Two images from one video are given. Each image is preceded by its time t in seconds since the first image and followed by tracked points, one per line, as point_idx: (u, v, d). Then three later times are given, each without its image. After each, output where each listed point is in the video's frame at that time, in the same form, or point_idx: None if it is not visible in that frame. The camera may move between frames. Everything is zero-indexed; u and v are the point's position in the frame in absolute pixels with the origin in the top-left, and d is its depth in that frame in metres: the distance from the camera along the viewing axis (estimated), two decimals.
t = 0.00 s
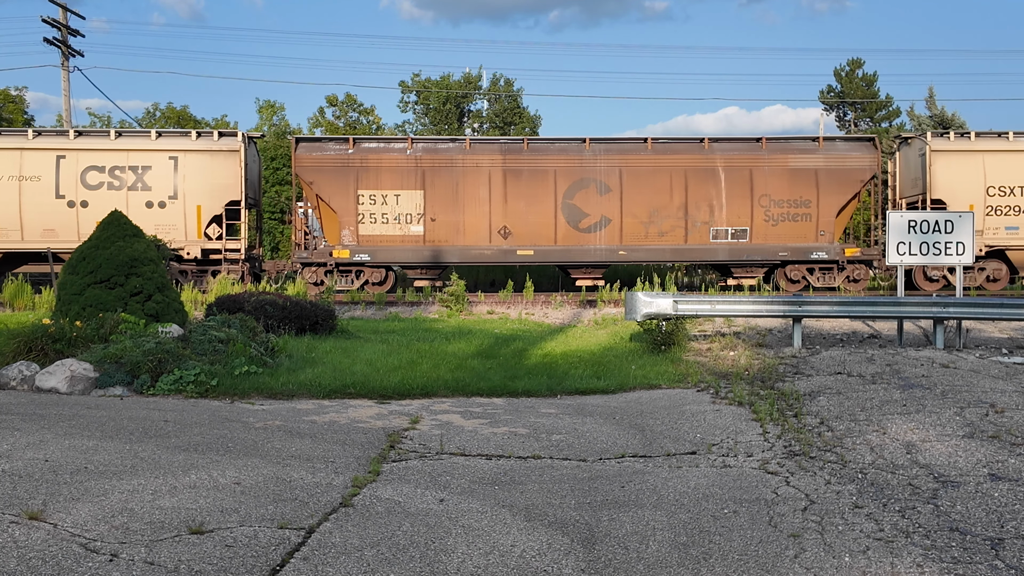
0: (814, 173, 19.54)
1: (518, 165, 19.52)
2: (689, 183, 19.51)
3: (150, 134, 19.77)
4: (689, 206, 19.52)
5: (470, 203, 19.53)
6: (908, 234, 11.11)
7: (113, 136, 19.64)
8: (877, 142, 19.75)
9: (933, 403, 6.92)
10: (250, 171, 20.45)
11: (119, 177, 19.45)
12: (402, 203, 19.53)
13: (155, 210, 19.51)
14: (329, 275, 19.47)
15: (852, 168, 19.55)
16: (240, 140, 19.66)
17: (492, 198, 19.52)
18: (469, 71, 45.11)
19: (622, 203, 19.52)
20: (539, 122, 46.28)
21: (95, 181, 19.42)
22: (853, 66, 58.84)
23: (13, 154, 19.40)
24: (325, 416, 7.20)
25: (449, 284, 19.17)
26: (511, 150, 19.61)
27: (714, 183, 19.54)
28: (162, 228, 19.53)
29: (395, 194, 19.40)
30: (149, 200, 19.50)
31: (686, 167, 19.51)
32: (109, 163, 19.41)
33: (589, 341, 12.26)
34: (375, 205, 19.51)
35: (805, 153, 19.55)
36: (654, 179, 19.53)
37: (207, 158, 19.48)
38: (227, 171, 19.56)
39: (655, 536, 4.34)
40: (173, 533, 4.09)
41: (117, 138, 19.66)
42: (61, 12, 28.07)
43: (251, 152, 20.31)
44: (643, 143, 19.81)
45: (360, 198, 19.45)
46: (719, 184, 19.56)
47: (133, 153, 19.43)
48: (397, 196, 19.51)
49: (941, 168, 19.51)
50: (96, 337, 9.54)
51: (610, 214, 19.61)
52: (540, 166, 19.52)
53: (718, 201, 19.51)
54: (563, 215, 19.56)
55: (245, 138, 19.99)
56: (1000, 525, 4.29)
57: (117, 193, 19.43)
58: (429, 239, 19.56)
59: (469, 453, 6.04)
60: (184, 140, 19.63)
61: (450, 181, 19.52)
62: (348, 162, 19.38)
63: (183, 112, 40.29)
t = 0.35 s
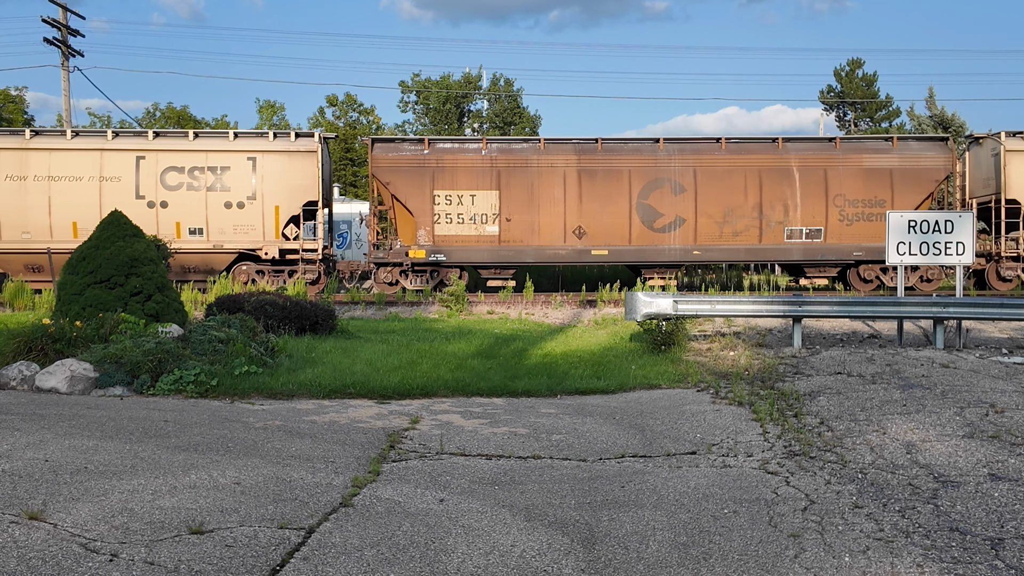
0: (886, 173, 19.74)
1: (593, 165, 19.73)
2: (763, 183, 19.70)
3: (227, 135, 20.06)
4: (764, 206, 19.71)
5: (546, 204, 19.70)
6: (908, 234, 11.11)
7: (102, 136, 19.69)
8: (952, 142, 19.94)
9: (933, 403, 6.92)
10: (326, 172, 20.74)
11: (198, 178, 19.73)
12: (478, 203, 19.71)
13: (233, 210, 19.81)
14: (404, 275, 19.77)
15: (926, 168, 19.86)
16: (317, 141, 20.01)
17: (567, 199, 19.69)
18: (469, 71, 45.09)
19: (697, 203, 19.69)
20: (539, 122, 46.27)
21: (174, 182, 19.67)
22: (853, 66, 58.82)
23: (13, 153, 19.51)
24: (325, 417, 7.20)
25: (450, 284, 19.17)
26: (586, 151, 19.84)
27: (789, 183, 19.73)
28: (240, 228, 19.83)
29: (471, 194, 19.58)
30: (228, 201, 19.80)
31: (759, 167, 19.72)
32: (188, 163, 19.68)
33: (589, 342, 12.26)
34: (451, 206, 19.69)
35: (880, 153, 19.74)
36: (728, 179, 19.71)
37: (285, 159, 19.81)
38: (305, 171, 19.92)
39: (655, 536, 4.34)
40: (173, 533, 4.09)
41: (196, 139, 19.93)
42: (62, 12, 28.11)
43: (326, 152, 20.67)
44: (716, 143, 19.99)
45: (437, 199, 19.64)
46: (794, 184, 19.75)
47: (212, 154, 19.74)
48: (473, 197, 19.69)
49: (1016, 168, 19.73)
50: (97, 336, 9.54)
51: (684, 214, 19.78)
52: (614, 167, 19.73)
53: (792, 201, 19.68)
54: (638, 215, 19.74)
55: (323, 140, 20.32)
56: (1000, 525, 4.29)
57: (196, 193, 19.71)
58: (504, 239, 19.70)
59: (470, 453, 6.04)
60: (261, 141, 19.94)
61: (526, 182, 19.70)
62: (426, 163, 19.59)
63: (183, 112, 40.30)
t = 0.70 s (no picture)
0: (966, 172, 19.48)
1: (674, 165, 19.59)
2: (845, 183, 19.51)
3: (311, 136, 20.03)
4: (846, 205, 19.53)
5: (627, 203, 19.57)
6: (908, 234, 11.10)
7: (87, 136, 19.62)
8: None
9: (933, 403, 6.91)
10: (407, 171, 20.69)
11: (285, 179, 19.69)
12: (560, 203, 19.59)
13: (319, 210, 19.74)
14: (487, 275, 19.62)
15: (1009, 168, 19.48)
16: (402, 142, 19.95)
17: (649, 199, 19.55)
18: (469, 71, 45.07)
19: (779, 202, 19.54)
20: (539, 122, 46.27)
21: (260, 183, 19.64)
22: (853, 66, 58.82)
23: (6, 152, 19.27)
24: (325, 417, 7.20)
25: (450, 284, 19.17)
26: (668, 150, 19.72)
27: (871, 182, 19.52)
28: (326, 228, 19.77)
29: (554, 194, 19.45)
30: (313, 201, 19.75)
31: (842, 166, 19.53)
32: (274, 164, 19.67)
33: (589, 342, 12.26)
34: (533, 206, 19.57)
35: (963, 153, 19.47)
36: (810, 179, 19.54)
37: (370, 159, 19.75)
38: (389, 172, 19.88)
39: (655, 536, 4.34)
40: (173, 533, 4.09)
41: (280, 139, 19.89)
42: (61, 12, 28.13)
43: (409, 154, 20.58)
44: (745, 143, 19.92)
45: (519, 199, 19.53)
46: (877, 184, 19.54)
47: (297, 155, 19.71)
48: (555, 197, 19.57)
49: None
50: (96, 336, 9.53)
51: (767, 214, 19.65)
52: (696, 166, 19.59)
53: (875, 201, 19.50)
54: (719, 215, 19.60)
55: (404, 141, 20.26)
56: (1000, 525, 4.29)
57: (283, 194, 19.67)
58: (586, 239, 19.61)
59: (469, 453, 6.04)
60: (346, 142, 19.91)
61: (607, 182, 19.58)
62: (507, 163, 19.51)
63: (183, 112, 40.32)
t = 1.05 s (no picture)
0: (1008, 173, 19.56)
1: (749, 165, 19.67)
2: (920, 183, 19.52)
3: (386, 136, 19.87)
4: (922, 205, 19.51)
5: (702, 202, 19.57)
6: (908, 234, 11.10)
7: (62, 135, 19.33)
8: None
9: (933, 403, 6.91)
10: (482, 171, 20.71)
11: (361, 179, 19.54)
12: (635, 202, 19.61)
13: (396, 210, 19.56)
14: (563, 274, 19.74)
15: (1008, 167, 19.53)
16: (476, 142, 19.82)
17: (723, 198, 19.57)
18: (469, 72, 45.09)
19: (854, 201, 19.53)
20: (539, 122, 46.28)
21: (338, 183, 19.50)
22: (853, 67, 58.83)
23: None
24: (325, 416, 7.20)
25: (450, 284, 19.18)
26: (742, 151, 19.81)
27: (946, 182, 19.50)
28: (402, 228, 19.59)
29: (629, 193, 19.49)
30: (390, 201, 19.57)
31: (916, 166, 19.57)
32: (352, 164, 19.52)
33: (589, 341, 12.25)
34: (608, 205, 19.61)
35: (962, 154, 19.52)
36: (885, 178, 19.57)
37: (446, 159, 19.59)
38: (464, 172, 19.71)
39: (655, 536, 4.34)
40: (173, 533, 4.09)
41: (356, 140, 19.74)
42: (61, 12, 28.14)
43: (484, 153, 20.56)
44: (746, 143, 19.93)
45: (593, 199, 19.58)
46: (951, 183, 19.52)
47: (373, 155, 19.56)
48: (630, 196, 19.60)
49: None
50: (96, 336, 9.53)
51: (841, 213, 19.64)
52: (770, 166, 19.65)
53: (951, 200, 19.46)
54: (794, 214, 19.60)
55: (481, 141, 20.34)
56: (1000, 525, 4.29)
57: (359, 194, 19.51)
58: (660, 238, 19.61)
59: (469, 453, 6.04)
60: (421, 142, 19.76)
61: (682, 181, 19.61)
62: (582, 163, 19.63)
63: (183, 112, 40.33)
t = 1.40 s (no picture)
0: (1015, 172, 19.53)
1: (831, 164, 19.56)
2: (1002, 182, 19.41)
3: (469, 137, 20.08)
4: (1003, 204, 19.43)
5: (784, 202, 19.53)
6: (908, 234, 11.11)
7: (57, 136, 19.36)
8: None
9: (933, 403, 6.91)
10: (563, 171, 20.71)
11: (445, 179, 19.77)
12: (716, 202, 19.54)
13: (479, 210, 19.78)
14: (642, 274, 19.77)
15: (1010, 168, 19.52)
16: (558, 142, 20.01)
17: (805, 197, 19.53)
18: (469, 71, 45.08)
19: (938, 200, 19.39)
20: (539, 122, 46.28)
21: (422, 183, 19.74)
22: (853, 66, 58.84)
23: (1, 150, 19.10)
24: (325, 416, 7.20)
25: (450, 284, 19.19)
26: (795, 151, 19.71)
27: None
28: (484, 228, 19.79)
29: (711, 193, 19.41)
30: (473, 201, 19.79)
31: (998, 166, 19.43)
32: (435, 164, 19.73)
33: (589, 341, 12.24)
34: (690, 205, 19.54)
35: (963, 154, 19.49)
36: (967, 177, 19.45)
37: (528, 159, 19.77)
38: (548, 172, 19.90)
39: (655, 536, 4.34)
40: (173, 533, 4.09)
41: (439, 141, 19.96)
42: (61, 12, 28.15)
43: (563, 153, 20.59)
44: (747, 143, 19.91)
45: (676, 198, 19.51)
46: None
47: (456, 155, 19.77)
48: (712, 196, 19.52)
49: None
50: (96, 336, 9.53)
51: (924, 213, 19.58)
52: (852, 166, 19.54)
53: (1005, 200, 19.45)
54: (876, 214, 19.54)
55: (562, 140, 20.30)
56: (1000, 525, 4.29)
57: (443, 194, 19.72)
58: (741, 238, 19.60)
59: (469, 453, 6.04)
60: (503, 142, 19.96)
61: (764, 181, 19.54)
62: (664, 162, 19.53)
63: (183, 112, 40.32)
